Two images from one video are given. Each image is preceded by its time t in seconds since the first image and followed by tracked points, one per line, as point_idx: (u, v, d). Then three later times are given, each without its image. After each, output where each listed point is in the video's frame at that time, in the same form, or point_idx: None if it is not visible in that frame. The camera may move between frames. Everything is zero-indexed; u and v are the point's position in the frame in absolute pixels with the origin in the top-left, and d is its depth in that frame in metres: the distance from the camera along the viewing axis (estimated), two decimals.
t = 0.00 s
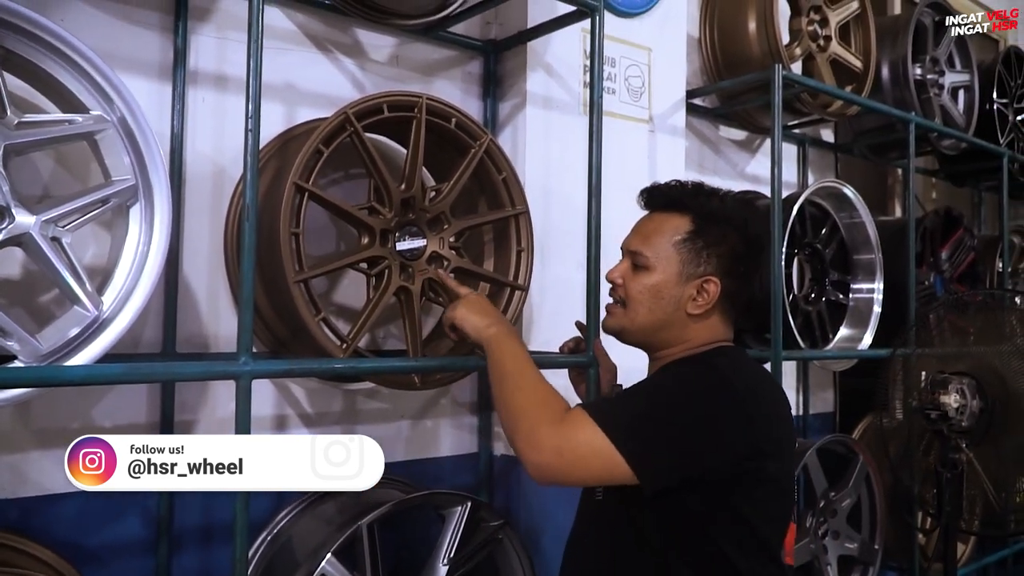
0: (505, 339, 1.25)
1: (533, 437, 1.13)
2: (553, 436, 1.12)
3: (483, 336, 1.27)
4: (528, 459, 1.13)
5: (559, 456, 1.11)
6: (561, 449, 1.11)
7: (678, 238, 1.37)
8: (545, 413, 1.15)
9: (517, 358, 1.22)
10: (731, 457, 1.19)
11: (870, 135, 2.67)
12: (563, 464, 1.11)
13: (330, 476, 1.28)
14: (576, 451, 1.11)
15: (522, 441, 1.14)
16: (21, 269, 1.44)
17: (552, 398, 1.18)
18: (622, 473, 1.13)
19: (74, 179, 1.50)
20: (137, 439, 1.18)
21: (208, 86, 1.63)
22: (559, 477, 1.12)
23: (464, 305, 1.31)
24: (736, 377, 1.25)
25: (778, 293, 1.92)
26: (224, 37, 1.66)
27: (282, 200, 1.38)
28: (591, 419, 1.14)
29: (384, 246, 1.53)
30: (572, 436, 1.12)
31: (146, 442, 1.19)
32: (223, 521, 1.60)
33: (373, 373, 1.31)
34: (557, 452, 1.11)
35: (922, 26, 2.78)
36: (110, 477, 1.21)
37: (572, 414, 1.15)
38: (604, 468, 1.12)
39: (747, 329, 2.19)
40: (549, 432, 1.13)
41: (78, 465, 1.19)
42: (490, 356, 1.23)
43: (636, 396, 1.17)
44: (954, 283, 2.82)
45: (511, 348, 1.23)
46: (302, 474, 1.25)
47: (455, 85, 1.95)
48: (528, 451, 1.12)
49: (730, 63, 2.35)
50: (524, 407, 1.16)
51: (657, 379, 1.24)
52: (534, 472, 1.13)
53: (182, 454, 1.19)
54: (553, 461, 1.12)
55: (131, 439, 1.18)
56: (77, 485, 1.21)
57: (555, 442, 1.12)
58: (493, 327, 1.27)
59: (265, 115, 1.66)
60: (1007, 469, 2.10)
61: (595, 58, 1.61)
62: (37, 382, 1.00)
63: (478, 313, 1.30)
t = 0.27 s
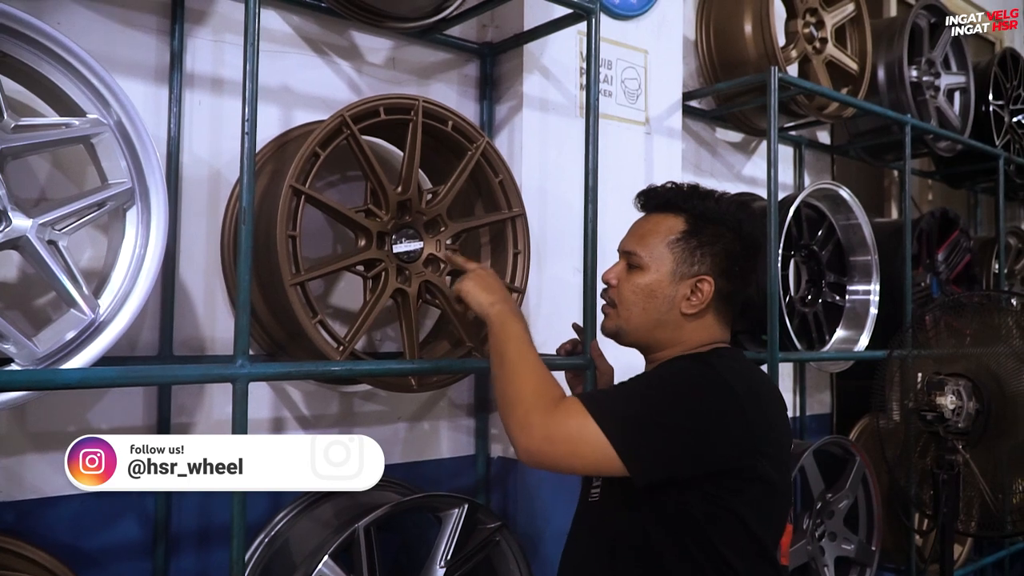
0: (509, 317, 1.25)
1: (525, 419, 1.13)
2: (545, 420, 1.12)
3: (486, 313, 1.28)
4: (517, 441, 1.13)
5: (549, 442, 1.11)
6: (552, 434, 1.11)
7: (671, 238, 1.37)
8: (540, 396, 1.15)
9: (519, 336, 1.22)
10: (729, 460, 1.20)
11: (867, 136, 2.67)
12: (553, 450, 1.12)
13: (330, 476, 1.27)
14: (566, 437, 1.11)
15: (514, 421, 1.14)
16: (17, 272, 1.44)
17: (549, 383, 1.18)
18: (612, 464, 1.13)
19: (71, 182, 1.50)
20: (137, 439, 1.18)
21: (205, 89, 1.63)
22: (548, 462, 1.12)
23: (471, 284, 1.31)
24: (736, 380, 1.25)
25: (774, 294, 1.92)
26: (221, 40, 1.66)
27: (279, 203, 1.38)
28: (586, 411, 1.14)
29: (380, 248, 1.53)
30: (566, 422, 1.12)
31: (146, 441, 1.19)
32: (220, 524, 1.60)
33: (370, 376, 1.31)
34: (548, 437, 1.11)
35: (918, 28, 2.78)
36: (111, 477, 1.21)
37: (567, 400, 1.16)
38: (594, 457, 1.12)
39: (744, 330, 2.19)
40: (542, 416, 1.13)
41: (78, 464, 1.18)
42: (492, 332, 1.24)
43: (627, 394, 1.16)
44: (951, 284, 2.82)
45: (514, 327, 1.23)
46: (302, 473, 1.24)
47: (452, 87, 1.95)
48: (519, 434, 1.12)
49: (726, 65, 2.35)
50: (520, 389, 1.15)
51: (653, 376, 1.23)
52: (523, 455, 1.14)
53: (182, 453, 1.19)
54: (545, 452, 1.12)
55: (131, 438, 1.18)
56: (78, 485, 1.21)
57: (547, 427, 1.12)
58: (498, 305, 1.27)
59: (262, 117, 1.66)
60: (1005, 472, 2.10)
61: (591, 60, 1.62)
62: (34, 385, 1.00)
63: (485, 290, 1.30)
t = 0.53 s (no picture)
0: (524, 326, 1.26)
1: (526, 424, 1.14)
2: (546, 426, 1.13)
3: (501, 319, 1.28)
4: (517, 446, 1.14)
5: (547, 450, 1.12)
6: (551, 440, 1.12)
7: (671, 238, 1.38)
8: (544, 403, 1.16)
9: (530, 345, 1.22)
10: (725, 460, 1.20)
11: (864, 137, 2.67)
12: (551, 456, 1.12)
13: (330, 476, 1.27)
14: (565, 444, 1.12)
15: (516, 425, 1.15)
16: (16, 272, 1.44)
17: (550, 389, 1.19)
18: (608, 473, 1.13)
19: (70, 182, 1.50)
20: (136, 439, 1.19)
21: (204, 88, 1.64)
22: (545, 467, 1.13)
23: (490, 291, 1.32)
24: (733, 381, 1.25)
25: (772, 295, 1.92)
26: (219, 40, 1.66)
27: (278, 202, 1.38)
28: (584, 418, 1.14)
29: (379, 247, 1.53)
30: (566, 429, 1.12)
31: (146, 441, 1.19)
32: (218, 523, 1.60)
33: (369, 375, 1.31)
34: (548, 442, 1.12)
35: (916, 29, 2.79)
36: (111, 477, 1.21)
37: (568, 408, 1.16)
38: (592, 465, 1.12)
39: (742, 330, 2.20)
40: (543, 421, 1.13)
41: (78, 464, 1.19)
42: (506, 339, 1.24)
43: (624, 399, 1.17)
44: (948, 285, 2.82)
45: (527, 335, 1.24)
46: (302, 474, 1.25)
47: (450, 87, 1.96)
48: (517, 443, 1.13)
49: (724, 65, 2.35)
50: (520, 398, 1.16)
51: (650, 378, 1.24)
52: (521, 458, 1.14)
53: (181, 453, 1.19)
54: (542, 456, 1.12)
55: (131, 439, 1.18)
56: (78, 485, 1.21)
57: (548, 432, 1.12)
58: (514, 314, 1.28)
59: (260, 117, 1.66)
60: (1002, 473, 2.10)
61: (590, 60, 1.62)
62: (33, 383, 1.01)
63: (504, 299, 1.31)
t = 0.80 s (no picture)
0: (518, 329, 1.27)
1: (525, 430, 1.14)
2: (546, 431, 1.13)
3: (494, 324, 1.29)
4: (518, 451, 1.15)
5: (548, 454, 1.12)
6: (552, 445, 1.12)
7: (677, 239, 1.38)
8: (542, 407, 1.16)
9: (525, 348, 1.23)
10: (724, 462, 1.20)
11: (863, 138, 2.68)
12: (553, 460, 1.13)
13: (329, 477, 1.28)
14: (566, 448, 1.12)
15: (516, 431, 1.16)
16: (17, 272, 1.45)
17: (549, 393, 1.19)
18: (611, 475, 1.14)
19: (70, 183, 1.50)
20: (137, 439, 1.19)
21: (204, 90, 1.64)
22: (547, 471, 1.14)
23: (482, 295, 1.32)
24: (733, 383, 1.25)
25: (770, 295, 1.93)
26: (219, 41, 1.67)
27: (278, 204, 1.39)
28: (585, 423, 1.15)
29: (378, 248, 1.53)
30: (566, 433, 1.13)
31: (146, 442, 1.19)
32: (218, 523, 1.61)
33: (369, 376, 1.31)
34: (548, 447, 1.13)
35: (914, 30, 2.79)
36: (110, 478, 1.22)
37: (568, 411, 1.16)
38: (593, 468, 1.13)
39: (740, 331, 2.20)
40: (543, 426, 1.14)
41: (78, 465, 1.19)
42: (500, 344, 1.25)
43: (625, 402, 1.17)
44: (947, 286, 2.83)
45: (521, 339, 1.24)
46: (302, 474, 1.25)
47: (449, 88, 1.96)
48: (519, 448, 1.14)
49: (723, 66, 2.36)
50: (520, 402, 1.17)
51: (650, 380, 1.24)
52: (523, 463, 1.15)
53: (182, 453, 1.19)
54: (543, 460, 1.13)
55: (131, 439, 1.19)
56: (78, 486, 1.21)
57: (547, 437, 1.13)
58: (507, 318, 1.29)
59: (260, 118, 1.67)
60: (1000, 473, 2.10)
61: (587, 62, 1.62)
62: (34, 384, 1.01)
63: (495, 302, 1.31)
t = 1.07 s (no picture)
0: (518, 335, 1.27)
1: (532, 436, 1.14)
2: (552, 436, 1.14)
3: (495, 331, 1.29)
4: (526, 457, 1.15)
5: (557, 457, 1.13)
6: (559, 450, 1.13)
7: (682, 242, 1.38)
8: (547, 413, 1.16)
9: (527, 354, 1.23)
10: (723, 461, 1.21)
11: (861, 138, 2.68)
12: (560, 465, 1.13)
13: (329, 477, 1.28)
14: (573, 453, 1.12)
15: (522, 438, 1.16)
16: (17, 273, 1.45)
17: (553, 398, 1.19)
18: (619, 478, 1.14)
19: (71, 184, 1.51)
20: (136, 440, 1.19)
21: (204, 91, 1.64)
22: (556, 477, 1.14)
23: (483, 302, 1.33)
24: (734, 382, 1.26)
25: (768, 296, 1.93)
26: (219, 43, 1.67)
27: (278, 205, 1.39)
28: (591, 426, 1.15)
29: (378, 249, 1.54)
30: (573, 437, 1.13)
31: (146, 442, 1.20)
32: (218, 523, 1.61)
33: (369, 376, 1.31)
34: (556, 452, 1.13)
35: (913, 31, 2.80)
36: (110, 478, 1.22)
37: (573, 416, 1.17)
38: (601, 472, 1.13)
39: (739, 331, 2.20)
40: (549, 432, 1.14)
41: (78, 465, 1.19)
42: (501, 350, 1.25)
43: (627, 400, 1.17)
44: (946, 286, 2.83)
45: (523, 345, 1.25)
46: (301, 475, 1.26)
47: (448, 89, 1.97)
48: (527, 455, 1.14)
49: (722, 67, 2.36)
50: (525, 409, 1.17)
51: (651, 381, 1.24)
52: (531, 470, 1.15)
53: (181, 454, 1.20)
54: (551, 466, 1.13)
55: (131, 439, 1.19)
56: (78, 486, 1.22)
57: (554, 442, 1.13)
58: (508, 324, 1.29)
59: (260, 119, 1.67)
60: (998, 474, 2.11)
61: (586, 63, 1.63)
62: (35, 385, 1.01)
63: (494, 308, 1.32)
